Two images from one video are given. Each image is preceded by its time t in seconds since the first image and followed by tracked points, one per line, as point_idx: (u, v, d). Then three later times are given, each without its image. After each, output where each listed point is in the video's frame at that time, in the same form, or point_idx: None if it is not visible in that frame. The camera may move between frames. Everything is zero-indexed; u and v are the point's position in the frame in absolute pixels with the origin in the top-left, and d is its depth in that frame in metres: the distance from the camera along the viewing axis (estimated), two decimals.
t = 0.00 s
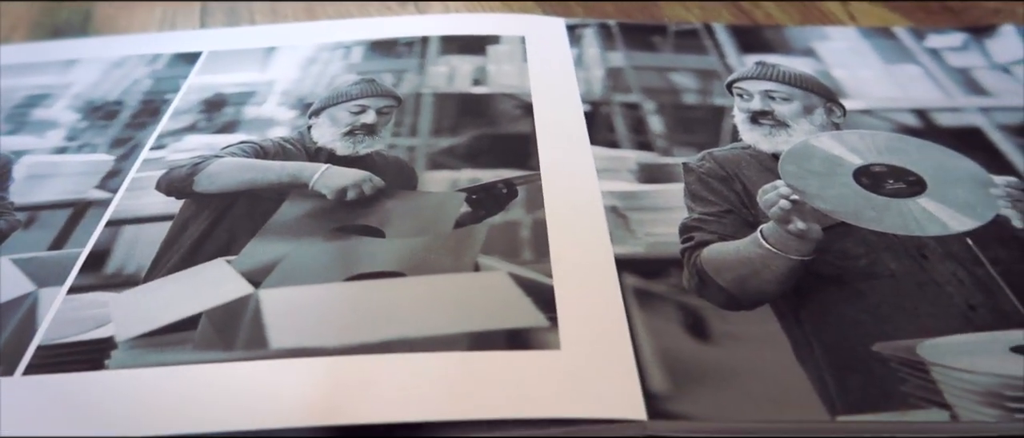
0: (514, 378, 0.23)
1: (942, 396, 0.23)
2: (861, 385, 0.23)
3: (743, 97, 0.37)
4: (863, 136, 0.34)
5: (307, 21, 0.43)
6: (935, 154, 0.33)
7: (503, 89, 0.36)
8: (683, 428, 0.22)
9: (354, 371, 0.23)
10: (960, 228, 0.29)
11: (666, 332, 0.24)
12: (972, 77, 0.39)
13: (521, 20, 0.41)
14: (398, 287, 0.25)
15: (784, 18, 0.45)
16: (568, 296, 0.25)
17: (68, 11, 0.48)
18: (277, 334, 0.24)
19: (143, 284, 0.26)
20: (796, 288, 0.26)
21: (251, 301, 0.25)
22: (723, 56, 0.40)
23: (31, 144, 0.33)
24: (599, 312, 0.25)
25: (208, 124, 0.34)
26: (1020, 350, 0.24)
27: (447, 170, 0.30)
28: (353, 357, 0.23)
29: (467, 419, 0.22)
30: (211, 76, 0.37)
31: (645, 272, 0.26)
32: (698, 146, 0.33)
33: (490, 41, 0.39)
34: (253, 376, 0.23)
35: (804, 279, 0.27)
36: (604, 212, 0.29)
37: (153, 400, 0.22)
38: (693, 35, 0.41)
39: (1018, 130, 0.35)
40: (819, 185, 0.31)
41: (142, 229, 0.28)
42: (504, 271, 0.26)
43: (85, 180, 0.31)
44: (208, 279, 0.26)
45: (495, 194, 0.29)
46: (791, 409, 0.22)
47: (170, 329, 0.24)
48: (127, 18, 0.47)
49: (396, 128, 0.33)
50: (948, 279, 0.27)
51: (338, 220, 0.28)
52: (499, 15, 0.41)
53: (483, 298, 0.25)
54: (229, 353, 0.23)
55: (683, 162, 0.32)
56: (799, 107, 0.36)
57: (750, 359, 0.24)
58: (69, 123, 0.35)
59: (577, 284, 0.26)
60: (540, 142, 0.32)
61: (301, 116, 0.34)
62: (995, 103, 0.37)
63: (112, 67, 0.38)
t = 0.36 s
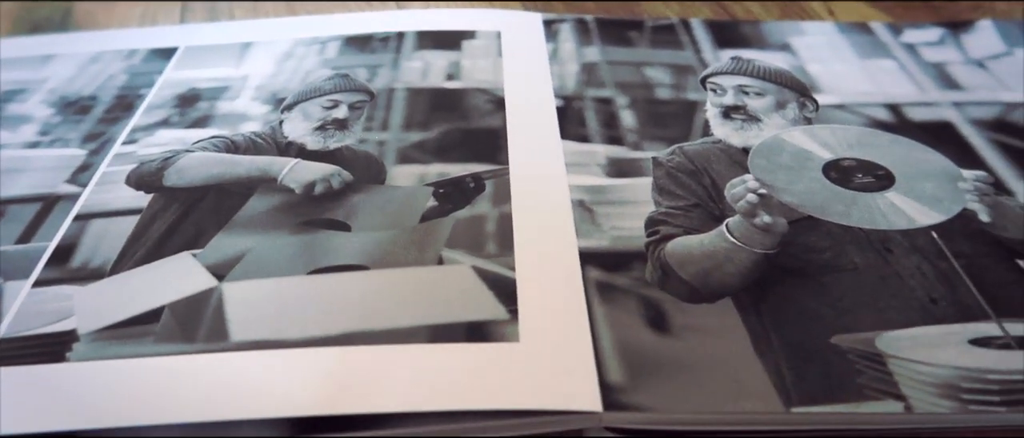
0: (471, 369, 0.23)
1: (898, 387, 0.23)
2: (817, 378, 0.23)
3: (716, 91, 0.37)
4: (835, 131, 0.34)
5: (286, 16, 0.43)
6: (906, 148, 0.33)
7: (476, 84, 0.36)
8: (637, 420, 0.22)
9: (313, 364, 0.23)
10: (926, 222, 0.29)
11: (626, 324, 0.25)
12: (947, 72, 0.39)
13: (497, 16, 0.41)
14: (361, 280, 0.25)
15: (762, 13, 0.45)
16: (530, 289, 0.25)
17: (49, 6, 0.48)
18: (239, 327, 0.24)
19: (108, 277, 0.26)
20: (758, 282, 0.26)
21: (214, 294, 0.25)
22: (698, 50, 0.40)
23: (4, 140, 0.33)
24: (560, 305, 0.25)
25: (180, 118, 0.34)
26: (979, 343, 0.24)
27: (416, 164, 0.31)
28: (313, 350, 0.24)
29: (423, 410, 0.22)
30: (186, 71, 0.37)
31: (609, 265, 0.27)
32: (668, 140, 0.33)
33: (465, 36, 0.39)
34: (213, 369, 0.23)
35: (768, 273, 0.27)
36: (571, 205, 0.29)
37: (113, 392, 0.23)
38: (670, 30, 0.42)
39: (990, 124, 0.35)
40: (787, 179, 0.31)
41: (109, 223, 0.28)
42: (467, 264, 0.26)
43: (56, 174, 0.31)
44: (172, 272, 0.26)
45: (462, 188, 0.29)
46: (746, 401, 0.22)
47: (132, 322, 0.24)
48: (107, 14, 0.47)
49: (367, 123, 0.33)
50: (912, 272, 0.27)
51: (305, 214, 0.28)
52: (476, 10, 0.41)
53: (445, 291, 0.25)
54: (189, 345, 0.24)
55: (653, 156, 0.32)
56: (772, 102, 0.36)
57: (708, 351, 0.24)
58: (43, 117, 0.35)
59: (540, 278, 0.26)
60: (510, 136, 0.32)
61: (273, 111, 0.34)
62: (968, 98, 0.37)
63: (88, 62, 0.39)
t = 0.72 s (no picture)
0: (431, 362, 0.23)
1: (854, 381, 0.23)
2: (775, 372, 0.23)
3: (690, 88, 0.37)
4: (806, 127, 0.35)
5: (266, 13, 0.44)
6: (877, 145, 0.34)
7: (451, 80, 0.36)
8: (593, 413, 0.22)
9: (275, 356, 0.23)
10: (893, 217, 0.30)
11: (587, 318, 0.25)
12: (922, 69, 0.39)
13: (475, 13, 0.41)
14: (325, 274, 0.26)
15: (741, 10, 0.45)
16: (494, 283, 0.26)
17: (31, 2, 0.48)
18: (202, 320, 0.24)
19: (75, 272, 0.26)
20: (722, 276, 0.27)
21: (179, 288, 0.25)
22: (675, 48, 0.40)
23: None
24: (523, 300, 0.25)
25: (155, 114, 0.34)
26: (938, 337, 0.25)
27: (386, 159, 0.31)
28: (276, 343, 0.24)
29: (384, 403, 0.22)
30: (163, 67, 0.38)
31: (574, 260, 0.27)
32: (640, 136, 0.33)
33: (442, 33, 0.39)
34: (175, 361, 0.23)
35: (733, 267, 0.27)
36: (539, 201, 0.29)
37: (76, 384, 0.23)
38: (648, 27, 0.42)
39: (962, 121, 0.35)
40: (756, 175, 0.31)
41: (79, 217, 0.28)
42: (432, 258, 0.26)
43: (29, 170, 0.31)
44: (139, 266, 0.26)
45: (431, 184, 0.29)
46: (703, 394, 0.23)
47: (98, 315, 0.25)
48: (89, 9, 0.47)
49: (340, 119, 0.33)
50: (875, 267, 0.27)
51: (274, 209, 0.28)
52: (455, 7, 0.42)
53: (409, 285, 0.25)
54: (153, 338, 0.24)
55: (624, 152, 0.32)
56: (746, 99, 0.36)
57: (668, 344, 0.24)
58: (19, 113, 0.35)
59: (505, 272, 0.26)
60: (482, 132, 0.32)
61: (247, 107, 0.34)
62: (941, 95, 0.37)
63: (67, 58, 0.39)
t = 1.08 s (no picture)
0: (384, 356, 0.23)
1: (806, 375, 0.23)
2: (727, 365, 0.23)
3: (660, 85, 0.37)
4: (774, 124, 0.35)
5: (242, 9, 0.44)
6: (843, 141, 0.34)
7: (421, 77, 0.36)
8: (543, 406, 0.22)
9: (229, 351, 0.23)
10: (854, 213, 0.30)
11: (542, 313, 0.25)
12: (893, 66, 0.39)
13: (449, 10, 0.41)
14: (284, 269, 0.26)
15: (717, 6, 0.46)
16: (452, 278, 0.26)
17: None
18: (158, 314, 0.24)
19: (36, 267, 0.26)
20: (680, 271, 0.27)
21: (138, 283, 0.25)
22: (647, 45, 0.40)
23: None
24: (480, 295, 0.25)
25: (124, 111, 0.34)
26: (892, 332, 0.25)
27: (352, 155, 0.31)
28: (232, 336, 0.24)
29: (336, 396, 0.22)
30: (136, 64, 0.38)
31: (533, 255, 0.27)
32: (606, 133, 0.33)
33: (415, 30, 0.39)
34: (129, 354, 0.23)
35: (691, 262, 0.27)
36: (502, 196, 0.29)
37: (30, 377, 0.23)
38: (621, 24, 0.42)
39: (929, 118, 0.36)
40: (721, 171, 0.32)
41: (43, 213, 0.29)
42: (391, 253, 0.26)
43: None
44: (99, 261, 0.26)
45: (395, 179, 0.30)
46: (654, 387, 0.23)
47: (56, 310, 0.25)
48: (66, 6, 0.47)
49: (307, 115, 0.33)
50: (834, 263, 0.28)
51: (237, 204, 0.28)
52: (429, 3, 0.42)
53: (366, 280, 0.25)
54: (109, 333, 0.24)
55: (590, 149, 0.32)
56: (715, 95, 0.36)
57: (622, 338, 0.24)
58: None
59: (463, 267, 0.26)
60: (449, 129, 0.33)
61: (216, 103, 0.34)
62: (910, 92, 0.37)
63: (39, 55, 0.39)
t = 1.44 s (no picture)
0: (357, 352, 0.23)
1: (776, 371, 0.23)
2: (698, 362, 0.24)
3: (642, 83, 0.37)
4: (755, 122, 0.35)
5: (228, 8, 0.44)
6: (823, 139, 0.34)
7: (403, 75, 0.36)
8: (513, 402, 0.22)
9: (202, 347, 0.24)
10: (831, 211, 0.30)
11: (516, 310, 0.25)
12: (875, 64, 0.40)
13: (434, 10, 0.41)
14: (259, 266, 0.26)
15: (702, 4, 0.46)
16: (427, 276, 0.26)
17: None
18: (133, 312, 0.25)
19: (14, 265, 0.27)
20: (655, 268, 0.27)
21: (114, 280, 0.26)
22: (631, 43, 0.40)
23: None
24: (454, 292, 0.25)
25: (107, 109, 0.34)
26: (864, 328, 0.25)
27: (331, 153, 0.31)
28: (206, 333, 0.24)
29: (307, 392, 0.22)
30: (120, 63, 0.38)
31: (509, 253, 0.27)
32: (587, 131, 0.33)
33: (399, 28, 0.40)
34: (103, 351, 0.23)
35: (666, 260, 0.27)
36: (480, 194, 0.30)
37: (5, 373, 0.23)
38: (605, 23, 0.42)
39: (910, 115, 0.36)
40: (699, 169, 0.32)
41: (23, 211, 0.29)
42: (367, 251, 0.26)
43: None
44: (77, 259, 0.26)
45: (373, 177, 0.30)
46: (624, 384, 0.23)
47: (33, 308, 0.25)
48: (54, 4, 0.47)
49: (289, 114, 0.33)
50: (809, 260, 0.28)
51: (215, 202, 0.28)
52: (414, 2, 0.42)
53: (341, 277, 0.25)
54: (84, 330, 0.24)
55: (569, 147, 0.32)
56: (696, 94, 0.36)
57: (594, 335, 0.24)
58: None
59: (438, 265, 0.26)
60: (429, 127, 0.33)
61: (199, 102, 0.34)
62: (891, 90, 0.38)
63: (24, 54, 0.39)
